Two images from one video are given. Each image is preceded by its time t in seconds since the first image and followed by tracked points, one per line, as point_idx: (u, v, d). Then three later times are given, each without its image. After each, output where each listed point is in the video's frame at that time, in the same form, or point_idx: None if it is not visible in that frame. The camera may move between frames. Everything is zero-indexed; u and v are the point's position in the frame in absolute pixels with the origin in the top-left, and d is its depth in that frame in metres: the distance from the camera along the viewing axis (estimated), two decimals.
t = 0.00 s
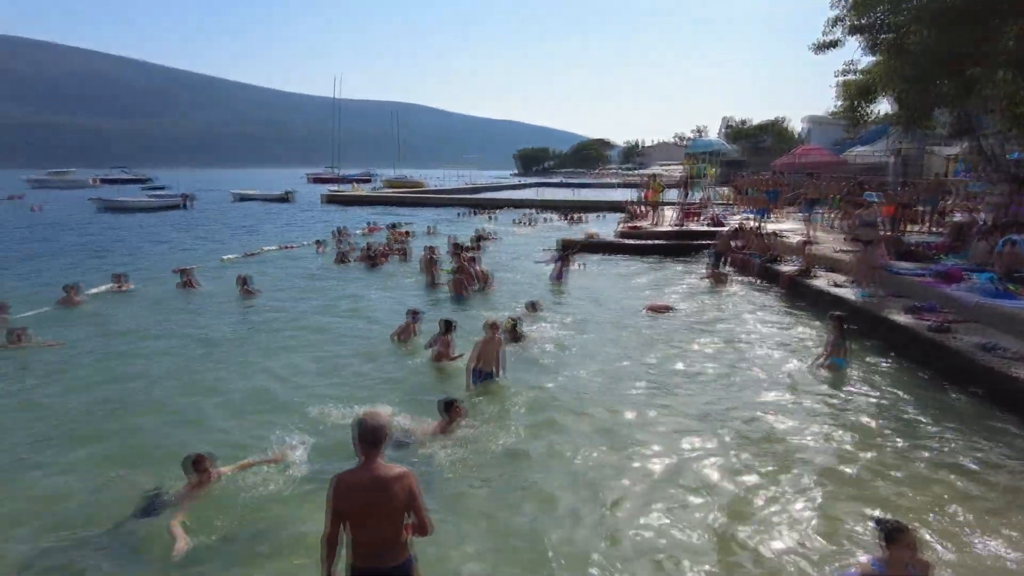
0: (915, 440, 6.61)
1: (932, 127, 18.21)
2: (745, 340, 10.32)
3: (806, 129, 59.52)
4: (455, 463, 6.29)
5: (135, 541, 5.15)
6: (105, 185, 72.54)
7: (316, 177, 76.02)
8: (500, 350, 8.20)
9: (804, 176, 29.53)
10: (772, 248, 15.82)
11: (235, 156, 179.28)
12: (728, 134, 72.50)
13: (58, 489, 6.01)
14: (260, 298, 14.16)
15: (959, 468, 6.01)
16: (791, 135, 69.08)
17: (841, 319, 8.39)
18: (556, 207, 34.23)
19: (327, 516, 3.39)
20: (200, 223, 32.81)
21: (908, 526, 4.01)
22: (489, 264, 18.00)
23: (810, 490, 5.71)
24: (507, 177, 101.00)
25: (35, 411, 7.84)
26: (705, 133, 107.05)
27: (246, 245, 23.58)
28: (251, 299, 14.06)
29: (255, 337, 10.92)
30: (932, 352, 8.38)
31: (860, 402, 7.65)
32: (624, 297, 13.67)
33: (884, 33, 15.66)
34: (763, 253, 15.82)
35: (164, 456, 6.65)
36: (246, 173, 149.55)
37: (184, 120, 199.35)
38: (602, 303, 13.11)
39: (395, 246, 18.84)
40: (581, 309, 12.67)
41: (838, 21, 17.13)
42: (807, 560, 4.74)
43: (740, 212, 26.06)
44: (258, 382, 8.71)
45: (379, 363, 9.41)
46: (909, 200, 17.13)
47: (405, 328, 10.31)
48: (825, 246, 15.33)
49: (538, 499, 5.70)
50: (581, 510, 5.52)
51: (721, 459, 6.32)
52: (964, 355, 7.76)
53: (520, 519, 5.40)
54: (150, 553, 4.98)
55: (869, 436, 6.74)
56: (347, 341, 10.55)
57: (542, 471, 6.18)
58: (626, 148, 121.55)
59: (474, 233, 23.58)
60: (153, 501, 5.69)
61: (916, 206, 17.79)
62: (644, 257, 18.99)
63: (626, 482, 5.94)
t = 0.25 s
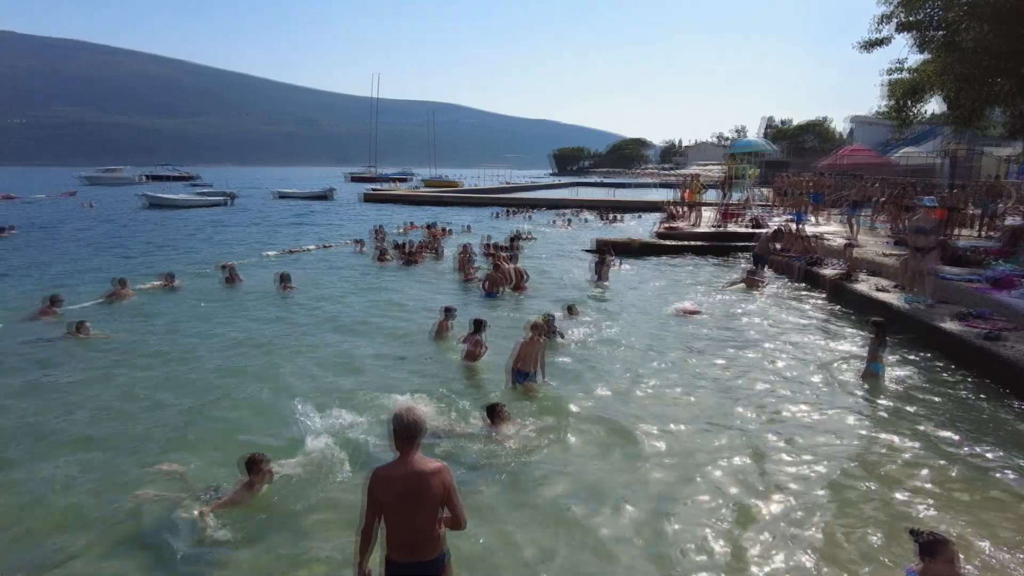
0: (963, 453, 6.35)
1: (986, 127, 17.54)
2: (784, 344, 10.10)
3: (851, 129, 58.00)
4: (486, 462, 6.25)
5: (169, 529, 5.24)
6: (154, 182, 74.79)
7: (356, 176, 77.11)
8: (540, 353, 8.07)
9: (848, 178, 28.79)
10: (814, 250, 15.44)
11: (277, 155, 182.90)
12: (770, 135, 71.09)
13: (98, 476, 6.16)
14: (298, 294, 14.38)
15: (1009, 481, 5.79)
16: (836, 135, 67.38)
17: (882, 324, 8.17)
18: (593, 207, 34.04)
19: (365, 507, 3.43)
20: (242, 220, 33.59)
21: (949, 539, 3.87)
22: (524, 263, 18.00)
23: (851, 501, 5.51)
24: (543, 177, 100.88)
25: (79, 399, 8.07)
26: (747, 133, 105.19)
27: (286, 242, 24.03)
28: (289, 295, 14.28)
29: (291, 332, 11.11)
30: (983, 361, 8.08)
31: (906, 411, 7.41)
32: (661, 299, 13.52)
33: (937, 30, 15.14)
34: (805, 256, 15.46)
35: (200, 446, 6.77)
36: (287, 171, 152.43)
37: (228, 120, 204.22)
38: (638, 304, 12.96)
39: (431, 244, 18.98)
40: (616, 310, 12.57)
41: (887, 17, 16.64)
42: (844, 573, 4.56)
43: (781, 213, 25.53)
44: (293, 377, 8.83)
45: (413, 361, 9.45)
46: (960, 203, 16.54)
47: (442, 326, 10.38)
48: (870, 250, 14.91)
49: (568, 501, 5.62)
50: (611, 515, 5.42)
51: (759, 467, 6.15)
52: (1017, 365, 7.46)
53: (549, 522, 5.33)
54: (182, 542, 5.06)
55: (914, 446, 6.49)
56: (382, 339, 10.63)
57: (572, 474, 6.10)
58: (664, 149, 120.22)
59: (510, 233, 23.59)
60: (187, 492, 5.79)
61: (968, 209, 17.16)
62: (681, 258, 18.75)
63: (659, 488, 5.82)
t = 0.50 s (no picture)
0: (1013, 463, 6.13)
1: None
2: (825, 348, 9.90)
3: (897, 129, 56.43)
4: (519, 461, 6.27)
5: (212, 521, 5.38)
6: (199, 182, 76.96)
7: (393, 177, 77.96)
8: (581, 357, 7.96)
9: (894, 179, 28.01)
10: (858, 253, 15.08)
11: (317, 155, 186.06)
12: (812, 134, 69.59)
13: (143, 465, 6.37)
14: (336, 292, 14.61)
15: None
16: (881, 136, 65.67)
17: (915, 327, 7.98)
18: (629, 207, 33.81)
19: (401, 505, 3.48)
20: (283, 219, 34.32)
21: (990, 551, 3.75)
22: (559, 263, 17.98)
23: (895, 509, 5.36)
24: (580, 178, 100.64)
25: (127, 393, 8.34)
26: (788, 132, 103.12)
27: (326, 240, 24.48)
28: (328, 292, 14.56)
29: (329, 329, 11.33)
30: None
31: (954, 418, 7.20)
32: (698, 300, 13.38)
33: (990, 26, 14.67)
34: (849, 258, 15.10)
35: (241, 440, 6.93)
36: (326, 171, 155.06)
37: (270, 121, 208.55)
38: (674, 306, 12.83)
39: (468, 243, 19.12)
40: (653, 311, 12.49)
41: (938, 14, 16.16)
42: None
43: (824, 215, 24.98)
44: (331, 374, 8.98)
45: (448, 359, 9.52)
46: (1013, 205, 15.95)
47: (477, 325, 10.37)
48: (916, 253, 14.48)
49: (602, 503, 5.59)
50: (646, 517, 5.37)
51: (798, 472, 6.02)
52: None
53: (583, 522, 5.31)
54: (222, 532, 5.20)
55: (960, 454, 6.29)
56: (417, 336, 10.74)
57: (607, 475, 6.07)
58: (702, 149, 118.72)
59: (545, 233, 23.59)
60: (228, 484, 5.94)
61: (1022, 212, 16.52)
62: (719, 260, 18.49)
63: (694, 490, 5.75)
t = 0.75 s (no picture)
0: None
1: None
2: (866, 352, 9.73)
3: (944, 128, 54.78)
4: (554, 460, 6.30)
5: (254, 512, 5.54)
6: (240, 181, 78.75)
7: (429, 177, 78.62)
8: (621, 360, 8.00)
9: (941, 179, 27.25)
10: (902, 256, 14.73)
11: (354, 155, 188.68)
12: (855, 134, 67.92)
13: (189, 456, 6.61)
14: (373, 291, 14.84)
15: None
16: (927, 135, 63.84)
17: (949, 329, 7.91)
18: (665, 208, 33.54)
19: (439, 499, 3.54)
20: (321, 218, 34.93)
21: None
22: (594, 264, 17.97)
23: (940, 520, 5.23)
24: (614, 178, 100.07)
25: (174, 386, 8.62)
26: (830, 132, 100.85)
27: (362, 239, 24.87)
28: (365, 290, 14.82)
29: (366, 326, 11.55)
30: None
31: (1000, 426, 7.03)
32: (734, 302, 13.25)
33: None
34: (892, 261, 14.76)
35: (282, 434, 7.11)
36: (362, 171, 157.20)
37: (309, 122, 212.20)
38: (711, 308, 12.70)
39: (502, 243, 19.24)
40: (688, 312, 12.41)
41: (990, 9, 15.68)
42: None
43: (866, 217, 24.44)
44: (369, 371, 9.13)
45: (483, 358, 9.59)
46: None
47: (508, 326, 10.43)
48: (963, 256, 14.09)
49: (637, 505, 5.58)
50: (681, 521, 5.34)
51: (838, 479, 5.92)
52: None
53: (616, 522, 5.34)
54: (263, 521, 5.38)
55: (1005, 463, 6.15)
56: (452, 335, 10.87)
57: (642, 477, 6.05)
58: (740, 149, 116.94)
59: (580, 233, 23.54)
60: (269, 476, 6.14)
61: None
62: (757, 261, 18.24)
63: (730, 495, 5.70)
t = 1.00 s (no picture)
0: None
1: None
2: (906, 357, 9.50)
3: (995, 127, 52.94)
4: (583, 460, 6.33)
5: (287, 507, 5.66)
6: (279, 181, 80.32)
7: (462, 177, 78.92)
8: (666, 359, 7.97)
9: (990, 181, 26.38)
10: (948, 259, 14.32)
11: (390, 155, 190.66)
12: (900, 134, 66.13)
13: (229, 447, 6.83)
14: (407, 289, 15.04)
15: None
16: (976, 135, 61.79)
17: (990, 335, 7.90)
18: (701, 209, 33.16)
19: (472, 499, 3.61)
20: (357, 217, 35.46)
21: None
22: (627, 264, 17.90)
23: (981, 533, 5.08)
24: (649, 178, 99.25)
25: (212, 381, 8.85)
26: (872, 132, 98.34)
27: (397, 238, 25.17)
28: (398, 288, 15.03)
29: (399, 325, 11.72)
30: None
31: None
32: (769, 304, 13.06)
33: None
34: (937, 265, 14.36)
35: (315, 431, 7.25)
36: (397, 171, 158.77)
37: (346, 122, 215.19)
38: (744, 310, 12.52)
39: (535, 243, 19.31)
40: (722, 314, 12.29)
41: None
42: None
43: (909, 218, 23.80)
44: (402, 368, 9.28)
45: (514, 358, 9.63)
46: None
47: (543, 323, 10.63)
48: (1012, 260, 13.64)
49: (665, 506, 5.55)
50: (708, 522, 5.33)
51: (872, 487, 5.79)
52: None
53: (644, 522, 5.35)
54: (296, 512, 5.54)
55: None
56: (484, 334, 10.97)
57: (670, 480, 5.99)
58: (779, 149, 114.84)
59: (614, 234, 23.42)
60: (304, 469, 6.31)
61: None
62: (795, 263, 17.94)
63: (760, 501, 5.60)
